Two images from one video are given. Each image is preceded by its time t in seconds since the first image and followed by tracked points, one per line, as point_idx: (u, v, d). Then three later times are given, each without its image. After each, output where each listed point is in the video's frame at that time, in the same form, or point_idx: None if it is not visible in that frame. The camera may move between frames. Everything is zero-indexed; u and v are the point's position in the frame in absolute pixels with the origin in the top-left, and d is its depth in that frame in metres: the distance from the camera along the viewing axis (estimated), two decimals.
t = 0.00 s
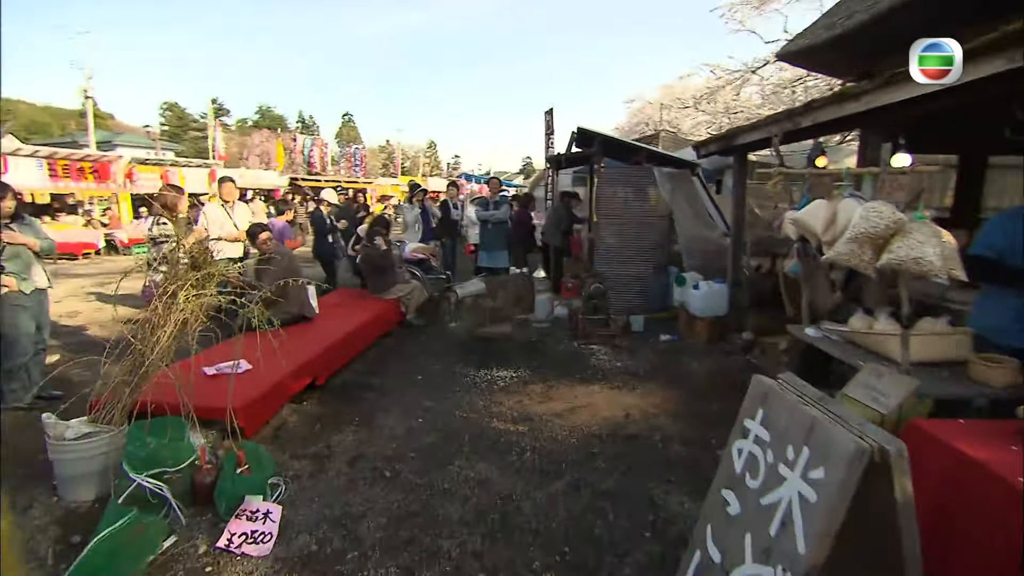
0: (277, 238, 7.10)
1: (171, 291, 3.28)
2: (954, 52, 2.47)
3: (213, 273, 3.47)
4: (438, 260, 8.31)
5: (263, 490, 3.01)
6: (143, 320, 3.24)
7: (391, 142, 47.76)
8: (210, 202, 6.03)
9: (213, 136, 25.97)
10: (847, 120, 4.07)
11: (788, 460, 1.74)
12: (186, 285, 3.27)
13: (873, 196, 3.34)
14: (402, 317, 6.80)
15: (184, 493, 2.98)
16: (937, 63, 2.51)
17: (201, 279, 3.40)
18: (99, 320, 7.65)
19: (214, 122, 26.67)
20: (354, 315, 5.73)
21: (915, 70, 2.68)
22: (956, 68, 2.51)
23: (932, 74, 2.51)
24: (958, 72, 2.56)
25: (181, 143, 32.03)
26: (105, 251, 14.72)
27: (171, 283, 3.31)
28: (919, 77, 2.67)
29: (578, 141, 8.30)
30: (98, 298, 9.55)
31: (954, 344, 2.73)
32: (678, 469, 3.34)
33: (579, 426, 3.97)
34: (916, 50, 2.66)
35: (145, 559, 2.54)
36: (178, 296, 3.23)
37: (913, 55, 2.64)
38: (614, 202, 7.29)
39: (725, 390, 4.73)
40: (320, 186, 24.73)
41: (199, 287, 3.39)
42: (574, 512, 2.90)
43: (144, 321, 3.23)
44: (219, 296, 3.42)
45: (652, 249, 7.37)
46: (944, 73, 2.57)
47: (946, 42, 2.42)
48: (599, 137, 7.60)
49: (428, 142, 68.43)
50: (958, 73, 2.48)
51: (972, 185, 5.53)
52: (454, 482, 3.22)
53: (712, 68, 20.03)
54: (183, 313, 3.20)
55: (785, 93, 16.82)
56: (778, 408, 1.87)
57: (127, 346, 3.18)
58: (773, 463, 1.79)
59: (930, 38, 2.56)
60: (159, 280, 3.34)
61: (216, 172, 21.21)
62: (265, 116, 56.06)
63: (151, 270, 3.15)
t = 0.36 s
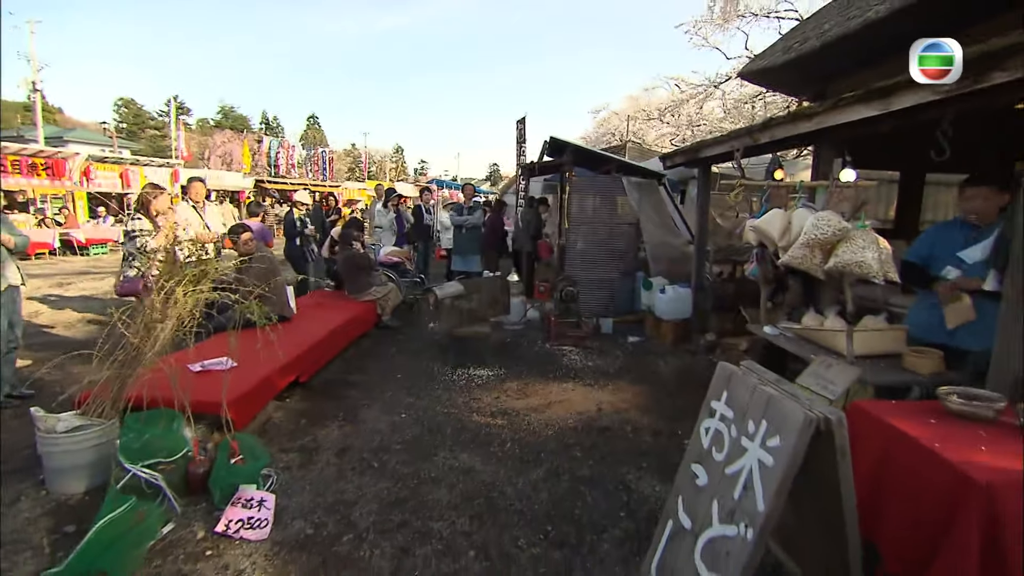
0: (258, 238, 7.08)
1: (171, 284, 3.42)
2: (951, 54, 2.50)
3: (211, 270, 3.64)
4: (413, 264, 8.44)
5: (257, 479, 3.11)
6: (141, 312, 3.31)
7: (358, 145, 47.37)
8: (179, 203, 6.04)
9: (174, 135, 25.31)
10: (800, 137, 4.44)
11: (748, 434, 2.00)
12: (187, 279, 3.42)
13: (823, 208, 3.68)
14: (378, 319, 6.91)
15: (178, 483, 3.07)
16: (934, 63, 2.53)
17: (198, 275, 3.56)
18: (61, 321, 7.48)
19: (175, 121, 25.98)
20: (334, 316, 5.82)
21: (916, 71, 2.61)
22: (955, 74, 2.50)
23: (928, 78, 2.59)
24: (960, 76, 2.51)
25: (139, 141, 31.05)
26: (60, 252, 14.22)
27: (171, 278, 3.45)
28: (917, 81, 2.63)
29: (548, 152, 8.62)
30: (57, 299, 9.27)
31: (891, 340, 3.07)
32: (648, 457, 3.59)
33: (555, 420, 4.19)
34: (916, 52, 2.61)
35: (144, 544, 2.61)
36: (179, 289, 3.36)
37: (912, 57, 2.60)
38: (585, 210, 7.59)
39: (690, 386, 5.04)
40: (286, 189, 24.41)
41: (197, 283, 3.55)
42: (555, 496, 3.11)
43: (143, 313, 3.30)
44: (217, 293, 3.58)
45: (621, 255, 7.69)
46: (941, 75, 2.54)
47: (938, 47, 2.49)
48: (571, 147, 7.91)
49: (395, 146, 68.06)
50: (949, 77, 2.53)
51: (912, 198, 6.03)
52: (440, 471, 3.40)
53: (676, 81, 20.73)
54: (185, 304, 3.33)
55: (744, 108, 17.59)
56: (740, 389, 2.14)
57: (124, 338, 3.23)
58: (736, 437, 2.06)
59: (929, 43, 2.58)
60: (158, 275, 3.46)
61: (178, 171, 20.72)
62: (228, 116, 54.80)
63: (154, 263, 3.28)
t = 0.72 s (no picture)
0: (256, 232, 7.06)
1: (188, 278, 3.59)
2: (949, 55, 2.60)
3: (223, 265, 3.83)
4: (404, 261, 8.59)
5: (272, 464, 3.26)
6: (160, 303, 3.43)
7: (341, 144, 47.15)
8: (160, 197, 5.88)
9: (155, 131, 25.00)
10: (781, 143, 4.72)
11: (737, 412, 2.24)
12: (204, 272, 3.61)
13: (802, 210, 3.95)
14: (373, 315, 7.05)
15: (196, 469, 3.22)
16: (933, 64, 2.62)
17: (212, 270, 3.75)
18: (52, 317, 7.47)
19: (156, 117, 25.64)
20: (331, 312, 5.95)
21: (915, 70, 2.68)
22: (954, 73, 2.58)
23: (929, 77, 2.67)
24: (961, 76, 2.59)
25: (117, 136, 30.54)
26: (41, 248, 14.04)
27: (188, 272, 3.63)
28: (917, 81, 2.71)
29: (536, 154, 8.84)
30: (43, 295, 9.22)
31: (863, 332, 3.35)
32: (640, 443, 3.82)
33: (551, 411, 4.41)
34: (916, 52, 2.68)
35: (169, 524, 2.76)
36: (197, 282, 3.55)
37: (912, 57, 2.68)
38: (574, 210, 7.82)
39: (677, 379, 5.30)
40: (270, 187, 24.28)
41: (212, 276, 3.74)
42: (555, 478, 3.32)
43: (162, 304, 3.43)
44: (230, 287, 3.78)
45: (608, 254, 7.94)
46: (939, 75, 2.62)
47: (939, 46, 2.58)
48: (560, 149, 8.14)
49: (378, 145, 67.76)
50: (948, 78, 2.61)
51: (884, 201, 6.37)
52: (445, 457, 3.58)
53: (659, 85, 21.15)
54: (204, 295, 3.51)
55: (725, 111, 18.04)
56: (729, 372, 2.37)
57: (142, 328, 3.33)
58: (726, 415, 2.30)
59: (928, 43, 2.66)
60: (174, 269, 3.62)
61: (160, 168, 20.51)
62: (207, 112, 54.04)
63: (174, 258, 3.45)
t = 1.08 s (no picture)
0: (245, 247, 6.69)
1: (213, 283, 3.70)
2: (951, 54, 2.84)
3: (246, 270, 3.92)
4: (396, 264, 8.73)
5: (296, 460, 3.41)
6: (181, 308, 3.58)
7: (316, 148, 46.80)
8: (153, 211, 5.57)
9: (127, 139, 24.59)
10: (760, 145, 5.03)
11: (737, 390, 2.50)
12: (227, 277, 3.71)
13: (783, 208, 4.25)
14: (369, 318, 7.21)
15: (224, 466, 3.36)
16: (934, 64, 2.84)
17: (235, 275, 3.85)
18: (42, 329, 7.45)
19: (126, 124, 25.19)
20: (331, 315, 6.10)
21: (917, 70, 2.90)
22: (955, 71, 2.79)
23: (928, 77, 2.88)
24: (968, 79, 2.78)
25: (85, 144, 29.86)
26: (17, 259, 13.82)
27: (212, 278, 3.74)
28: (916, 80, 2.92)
29: (523, 158, 9.08)
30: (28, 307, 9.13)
31: (843, 318, 3.64)
32: (640, 429, 4.09)
33: (553, 402, 4.64)
34: (917, 51, 2.95)
35: (208, 517, 2.92)
36: (221, 288, 3.64)
37: (914, 57, 2.93)
38: (561, 211, 8.08)
39: (668, 370, 5.58)
40: (247, 193, 24.07)
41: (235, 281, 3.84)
42: (565, 463, 3.56)
43: (184, 310, 3.58)
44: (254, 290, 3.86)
45: (595, 253, 8.22)
46: (940, 74, 2.82)
47: (940, 46, 2.83)
48: (547, 152, 8.38)
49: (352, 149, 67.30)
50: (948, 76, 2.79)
51: (855, 197, 6.76)
52: (458, 448, 3.79)
53: (633, 86, 21.59)
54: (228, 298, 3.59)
55: (698, 112, 18.56)
56: (730, 355, 2.63)
57: (164, 333, 3.49)
58: (728, 393, 2.55)
59: (929, 44, 2.93)
60: (199, 276, 3.74)
61: (134, 175, 20.21)
62: (176, 118, 53.05)
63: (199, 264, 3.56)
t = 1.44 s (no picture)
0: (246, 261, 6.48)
1: (234, 283, 3.83)
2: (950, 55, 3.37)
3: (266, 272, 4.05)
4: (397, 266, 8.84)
5: (312, 453, 3.53)
6: (203, 308, 3.72)
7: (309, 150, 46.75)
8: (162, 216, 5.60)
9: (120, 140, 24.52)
10: (754, 154, 5.23)
11: (738, 384, 2.67)
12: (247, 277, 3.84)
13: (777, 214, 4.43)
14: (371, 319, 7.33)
15: (242, 460, 3.48)
16: (936, 63, 3.32)
17: (255, 276, 3.98)
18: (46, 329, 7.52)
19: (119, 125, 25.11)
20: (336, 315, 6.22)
21: (920, 69, 3.38)
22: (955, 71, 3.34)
23: (930, 76, 3.41)
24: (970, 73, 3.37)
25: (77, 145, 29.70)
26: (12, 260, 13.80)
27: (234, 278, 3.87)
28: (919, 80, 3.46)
29: (522, 164, 9.25)
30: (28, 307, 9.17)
31: (835, 320, 3.81)
32: (640, 426, 4.26)
33: (555, 401, 4.80)
34: (921, 53, 3.39)
35: (233, 506, 3.00)
36: (242, 287, 3.78)
37: (920, 57, 3.37)
38: (558, 216, 8.26)
39: (665, 370, 5.76)
40: (241, 195, 24.07)
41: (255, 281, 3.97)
42: (571, 457, 3.71)
43: (206, 309, 3.72)
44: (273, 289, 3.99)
45: (592, 256, 8.40)
46: (944, 73, 3.28)
47: (941, 49, 3.31)
48: (545, 157, 8.55)
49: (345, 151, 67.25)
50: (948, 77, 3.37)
51: (845, 204, 6.98)
52: (467, 443, 3.94)
53: (626, 92, 21.85)
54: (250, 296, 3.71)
55: (691, 118, 18.82)
56: (730, 352, 2.80)
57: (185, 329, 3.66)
58: (728, 388, 2.72)
59: (929, 45, 3.42)
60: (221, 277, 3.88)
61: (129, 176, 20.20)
62: (168, 120, 52.80)
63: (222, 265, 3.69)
